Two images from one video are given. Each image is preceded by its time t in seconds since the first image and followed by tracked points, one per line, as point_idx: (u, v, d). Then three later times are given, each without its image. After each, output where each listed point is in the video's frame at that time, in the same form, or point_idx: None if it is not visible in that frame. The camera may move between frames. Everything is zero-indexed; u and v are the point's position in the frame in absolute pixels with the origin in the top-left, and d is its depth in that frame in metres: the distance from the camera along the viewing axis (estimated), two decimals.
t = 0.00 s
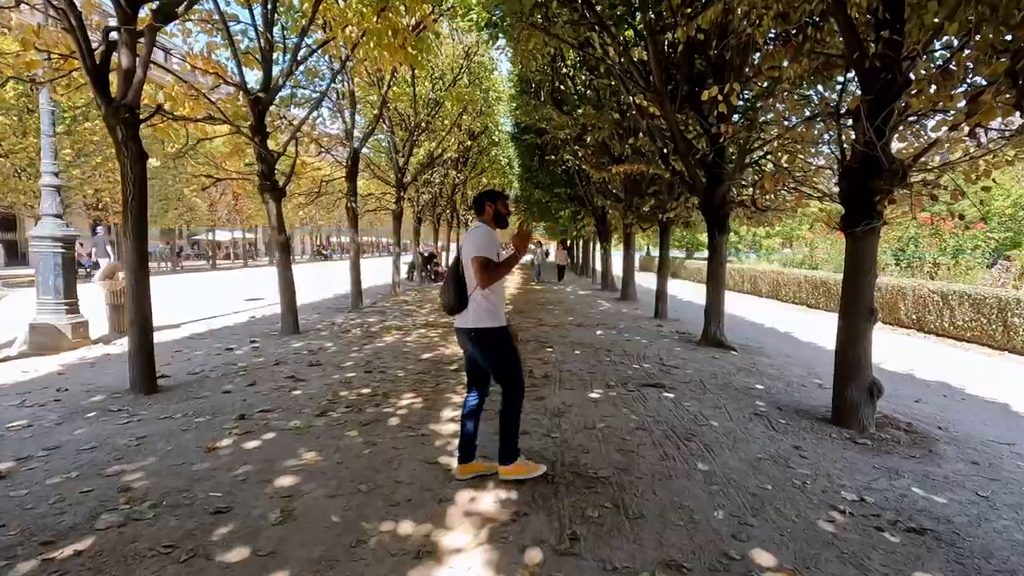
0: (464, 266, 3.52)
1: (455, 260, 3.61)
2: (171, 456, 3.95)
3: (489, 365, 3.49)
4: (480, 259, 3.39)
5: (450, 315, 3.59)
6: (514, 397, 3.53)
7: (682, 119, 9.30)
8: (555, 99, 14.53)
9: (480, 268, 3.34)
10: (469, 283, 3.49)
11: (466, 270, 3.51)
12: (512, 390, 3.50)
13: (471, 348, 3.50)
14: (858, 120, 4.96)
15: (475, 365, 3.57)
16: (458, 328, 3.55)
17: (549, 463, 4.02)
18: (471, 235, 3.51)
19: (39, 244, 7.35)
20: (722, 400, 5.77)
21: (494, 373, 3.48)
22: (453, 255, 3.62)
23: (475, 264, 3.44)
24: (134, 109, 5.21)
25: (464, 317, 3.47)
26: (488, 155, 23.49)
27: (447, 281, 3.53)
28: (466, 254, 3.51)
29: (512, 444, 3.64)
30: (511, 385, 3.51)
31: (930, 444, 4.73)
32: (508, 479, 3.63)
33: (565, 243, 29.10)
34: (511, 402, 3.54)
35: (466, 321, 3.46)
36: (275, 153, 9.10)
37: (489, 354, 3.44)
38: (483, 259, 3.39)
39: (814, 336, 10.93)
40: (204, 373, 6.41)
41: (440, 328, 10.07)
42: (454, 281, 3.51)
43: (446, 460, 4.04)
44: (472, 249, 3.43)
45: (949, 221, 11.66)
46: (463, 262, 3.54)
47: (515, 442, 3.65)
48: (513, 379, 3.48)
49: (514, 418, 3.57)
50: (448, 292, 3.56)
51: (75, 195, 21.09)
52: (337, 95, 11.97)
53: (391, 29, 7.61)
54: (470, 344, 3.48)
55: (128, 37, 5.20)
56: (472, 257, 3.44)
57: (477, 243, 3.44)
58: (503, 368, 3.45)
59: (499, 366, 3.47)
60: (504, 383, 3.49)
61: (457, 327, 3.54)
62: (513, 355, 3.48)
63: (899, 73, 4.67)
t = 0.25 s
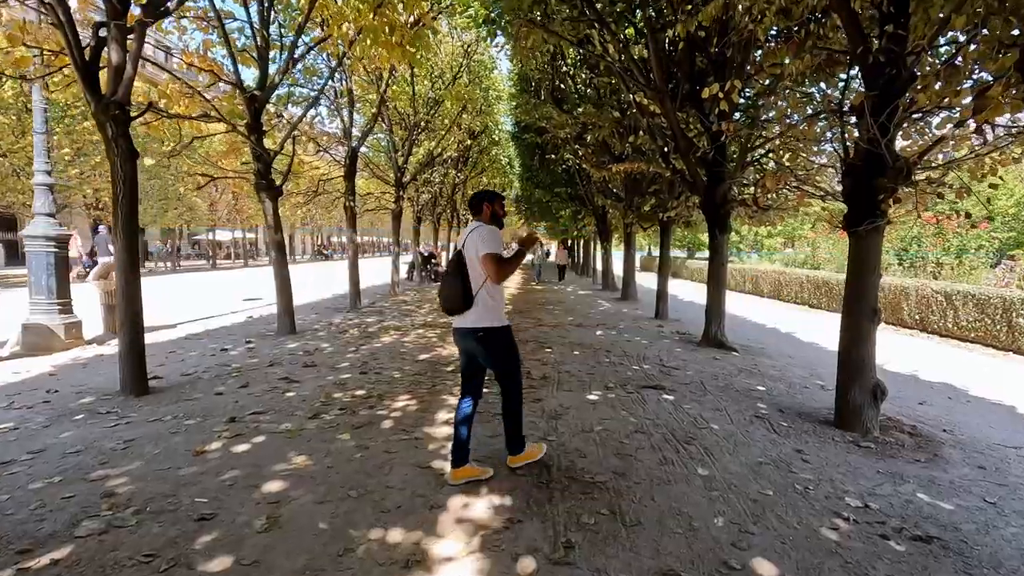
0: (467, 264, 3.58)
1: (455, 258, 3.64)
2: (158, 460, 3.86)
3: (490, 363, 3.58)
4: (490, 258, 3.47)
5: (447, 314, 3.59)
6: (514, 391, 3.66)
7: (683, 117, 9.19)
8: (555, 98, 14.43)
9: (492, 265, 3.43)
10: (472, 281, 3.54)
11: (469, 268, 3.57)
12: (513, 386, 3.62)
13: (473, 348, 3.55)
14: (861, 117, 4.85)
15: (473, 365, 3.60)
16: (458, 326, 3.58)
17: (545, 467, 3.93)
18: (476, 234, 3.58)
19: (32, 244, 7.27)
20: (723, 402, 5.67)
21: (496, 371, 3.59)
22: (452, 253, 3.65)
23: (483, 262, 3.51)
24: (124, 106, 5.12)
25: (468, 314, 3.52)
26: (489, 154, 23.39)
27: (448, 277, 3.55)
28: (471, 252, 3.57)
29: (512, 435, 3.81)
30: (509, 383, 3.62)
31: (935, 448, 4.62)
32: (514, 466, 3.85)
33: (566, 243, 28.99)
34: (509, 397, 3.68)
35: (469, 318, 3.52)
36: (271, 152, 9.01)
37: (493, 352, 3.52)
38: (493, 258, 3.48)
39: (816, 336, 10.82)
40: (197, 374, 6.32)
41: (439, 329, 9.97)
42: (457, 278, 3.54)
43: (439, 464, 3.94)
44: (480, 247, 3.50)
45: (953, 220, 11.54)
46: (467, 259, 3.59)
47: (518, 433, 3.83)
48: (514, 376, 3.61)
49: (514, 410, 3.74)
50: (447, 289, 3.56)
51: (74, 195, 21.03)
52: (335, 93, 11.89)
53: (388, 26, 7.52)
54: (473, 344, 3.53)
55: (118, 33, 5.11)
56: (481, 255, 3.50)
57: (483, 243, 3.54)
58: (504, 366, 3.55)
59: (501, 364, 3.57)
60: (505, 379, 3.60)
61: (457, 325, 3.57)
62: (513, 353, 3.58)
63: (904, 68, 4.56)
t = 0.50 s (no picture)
0: (471, 264, 3.58)
1: (457, 258, 3.63)
2: (143, 465, 3.77)
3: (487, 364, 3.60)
4: (499, 260, 3.51)
5: (447, 314, 3.57)
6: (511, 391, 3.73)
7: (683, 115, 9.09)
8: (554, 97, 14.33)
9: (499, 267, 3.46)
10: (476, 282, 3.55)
11: (473, 269, 3.58)
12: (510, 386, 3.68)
13: (473, 350, 3.55)
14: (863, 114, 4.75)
15: (470, 367, 3.59)
16: (459, 327, 3.57)
17: (539, 473, 3.83)
18: (483, 236, 3.61)
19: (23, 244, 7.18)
20: (722, 405, 5.58)
21: (494, 371, 3.63)
22: (454, 253, 3.64)
23: (489, 264, 3.54)
24: (113, 103, 5.03)
25: (471, 315, 3.53)
26: (488, 153, 23.29)
27: (451, 277, 3.53)
28: (476, 253, 3.59)
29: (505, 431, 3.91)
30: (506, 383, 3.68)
31: (939, 452, 4.53)
32: (511, 460, 3.96)
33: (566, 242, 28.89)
34: (504, 396, 3.74)
35: (472, 319, 3.53)
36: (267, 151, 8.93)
37: (494, 353, 3.56)
38: (502, 260, 3.52)
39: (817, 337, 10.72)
40: (189, 376, 6.24)
41: (436, 329, 9.88)
42: (461, 279, 3.53)
43: (431, 469, 3.86)
44: (488, 249, 3.53)
45: (955, 219, 11.45)
46: (471, 260, 3.59)
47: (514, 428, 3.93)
48: (511, 376, 3.67)
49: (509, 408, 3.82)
50: (449, 289, 3.54)
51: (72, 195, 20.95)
52: (333, 92, 11.81)
53: (384, 23, 7.43)
54: (473, 345, 3.53)
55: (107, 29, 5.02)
56: (488, 256, 3.53)
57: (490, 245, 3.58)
58: (502, 366, 3.59)
59: (500, 365, 3.62)
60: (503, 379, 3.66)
61: (458, 326, 3.56)
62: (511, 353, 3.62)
63: (907, 64, 4.45)
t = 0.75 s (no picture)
0: (475, 268, 3.54)
1: (460, 259, 3.57)
2: (127, 472, 3.68)
3: (485, 365, 3.58)
4: (505, 266, 3.48)
5: (448, 316, 3.52)
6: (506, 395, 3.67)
7: (682, 114, 8.99)
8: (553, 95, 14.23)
9: (504, 273, 3.42)
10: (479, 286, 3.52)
11: (477, 273, 3.53)
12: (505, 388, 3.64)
13: (470, 352, 3.50)
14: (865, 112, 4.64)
15: (467, 369, 3.54)
16: (459, 330, 3.53)
17: (533, 479, 3.74)
18: (488, 239, 3.57)
19: (13, 244, 7.09)
20: (722, 408, 5.48)
21: (491, 373, 3.59)
22: (457, 254, 3.58)
23: (494, 268, 3.51)
24: (99, 101, 4.94)
25: (474, 319, 3.50)
26: (487, 152, 23.19)
27: (455, 280, 3.48)
28: (480, 256, 3.55)
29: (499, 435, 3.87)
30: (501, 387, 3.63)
31: (943, 457, 4.43)
32: (500, 465, 3.90)
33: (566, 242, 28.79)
34: (499, 399, 3.69)
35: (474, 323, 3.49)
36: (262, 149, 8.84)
37: (492, 356, 3.53)
38: (508, 266, 3.50)
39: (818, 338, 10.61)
40: (180, 378, 6.14)
41: (433, 330, 9.78)
42: (465, 282, 3.48)
43: (422, 476, 3.77)
44: (493, 254, 3.49)
45: (958, 219, 11.35)
46: (475, 263, 3.55)
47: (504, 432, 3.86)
48: (507, 378, 3.65)
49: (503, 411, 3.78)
50: (452, 291, 3.49)
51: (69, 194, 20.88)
52: (330, 90, 11.72)
53: (380, 19, 7.32)
54: (472, 348, 3.49)
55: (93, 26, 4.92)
56: (494, 261, 3.50)
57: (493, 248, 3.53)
58: (499, 368, 3.57)
59: (498, 367, 3.59)
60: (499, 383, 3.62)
61: (459, 329, 3.52)
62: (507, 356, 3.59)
63: (911, 60, 4.34)
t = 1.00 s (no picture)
0: (481, 269, 3.64)
1: (466, 259, 3.65)
2: (109, 478, 3.58)
3: (484, 363, 3.65)
4: (513, 270, 3.62)
5: (452, 315, 3.58)
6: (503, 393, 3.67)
7: (681, 112, 8.88)
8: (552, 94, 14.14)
9: (513, 276, 3.56)
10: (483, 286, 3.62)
11: (483, 274, 3.64)
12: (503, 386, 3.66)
13: (471, 350, 3.59)
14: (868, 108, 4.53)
15: (467, 367, 3.63)
16: (462, 329, 3.60)
17: (526, 486, 3.64)
18: (495, 243, 3.69)
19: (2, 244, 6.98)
20: (721, 411, 5.37)
21: (489, 370, 3.64)
22: (463, 254, 3.65)
23: (501, 272, 3.65)
24: (85, 98, 4.83)
25: (478, 319, 3.59)
26: (486, 151, 23.10)
27: (461, 280, 3.55)
28: (487, 259, 3.66)
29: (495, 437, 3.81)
30: (499, 384, 3.66)
31: (947, 462, 4.33)
32: (493, 470, 3.81)
33: (566, 241, 28.68)
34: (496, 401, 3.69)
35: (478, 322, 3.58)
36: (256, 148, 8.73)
37: (492, 354, 3.60)
38: (514, 271, 3.65)
39: (819, 338, 10.51)
40: (170, 380, 6.04)
41: (430, 331, 9.69)
42: (472, 282, 3.56)
43: (412, 482, 3.66)
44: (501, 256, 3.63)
45: (960, 218, 11.24)
46: (482, 264, 3.64)
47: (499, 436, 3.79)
48: (504, 377, 3.70)
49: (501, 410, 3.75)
50: (458, 290, 3.56)
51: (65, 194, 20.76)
52: (327, 88, 11.62)
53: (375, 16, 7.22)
54: (474, 346, 3.58)
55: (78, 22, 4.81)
56: (502, 265, 3.63)
57: (501, 251, 3.67)
58: (497, 365, 3.63)
59: (497, 365, 3.65)
60: (498, 379, 3.66)
61: (462, 328, 3.60)
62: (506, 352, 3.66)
63: (915, 56, 4.23)
